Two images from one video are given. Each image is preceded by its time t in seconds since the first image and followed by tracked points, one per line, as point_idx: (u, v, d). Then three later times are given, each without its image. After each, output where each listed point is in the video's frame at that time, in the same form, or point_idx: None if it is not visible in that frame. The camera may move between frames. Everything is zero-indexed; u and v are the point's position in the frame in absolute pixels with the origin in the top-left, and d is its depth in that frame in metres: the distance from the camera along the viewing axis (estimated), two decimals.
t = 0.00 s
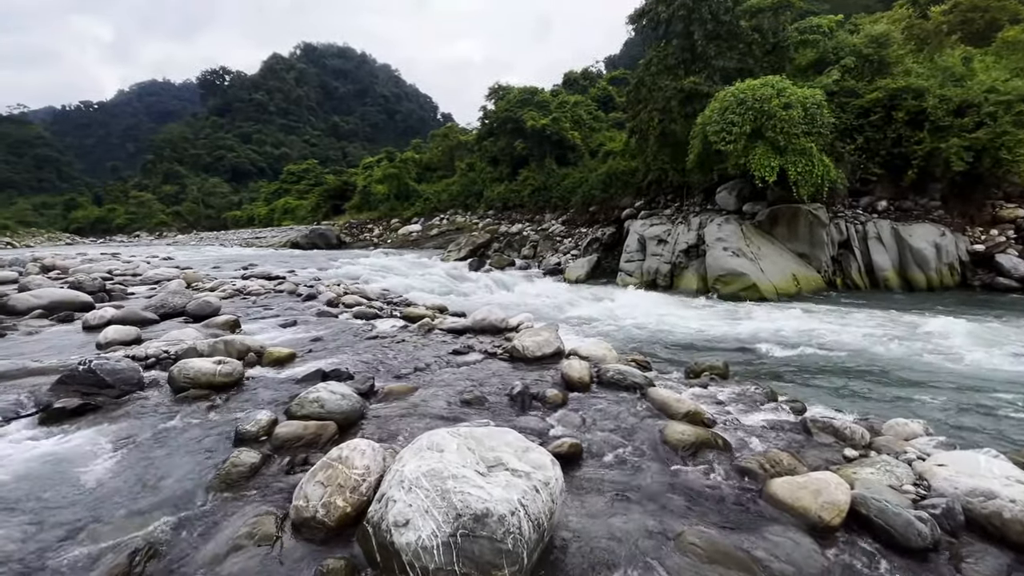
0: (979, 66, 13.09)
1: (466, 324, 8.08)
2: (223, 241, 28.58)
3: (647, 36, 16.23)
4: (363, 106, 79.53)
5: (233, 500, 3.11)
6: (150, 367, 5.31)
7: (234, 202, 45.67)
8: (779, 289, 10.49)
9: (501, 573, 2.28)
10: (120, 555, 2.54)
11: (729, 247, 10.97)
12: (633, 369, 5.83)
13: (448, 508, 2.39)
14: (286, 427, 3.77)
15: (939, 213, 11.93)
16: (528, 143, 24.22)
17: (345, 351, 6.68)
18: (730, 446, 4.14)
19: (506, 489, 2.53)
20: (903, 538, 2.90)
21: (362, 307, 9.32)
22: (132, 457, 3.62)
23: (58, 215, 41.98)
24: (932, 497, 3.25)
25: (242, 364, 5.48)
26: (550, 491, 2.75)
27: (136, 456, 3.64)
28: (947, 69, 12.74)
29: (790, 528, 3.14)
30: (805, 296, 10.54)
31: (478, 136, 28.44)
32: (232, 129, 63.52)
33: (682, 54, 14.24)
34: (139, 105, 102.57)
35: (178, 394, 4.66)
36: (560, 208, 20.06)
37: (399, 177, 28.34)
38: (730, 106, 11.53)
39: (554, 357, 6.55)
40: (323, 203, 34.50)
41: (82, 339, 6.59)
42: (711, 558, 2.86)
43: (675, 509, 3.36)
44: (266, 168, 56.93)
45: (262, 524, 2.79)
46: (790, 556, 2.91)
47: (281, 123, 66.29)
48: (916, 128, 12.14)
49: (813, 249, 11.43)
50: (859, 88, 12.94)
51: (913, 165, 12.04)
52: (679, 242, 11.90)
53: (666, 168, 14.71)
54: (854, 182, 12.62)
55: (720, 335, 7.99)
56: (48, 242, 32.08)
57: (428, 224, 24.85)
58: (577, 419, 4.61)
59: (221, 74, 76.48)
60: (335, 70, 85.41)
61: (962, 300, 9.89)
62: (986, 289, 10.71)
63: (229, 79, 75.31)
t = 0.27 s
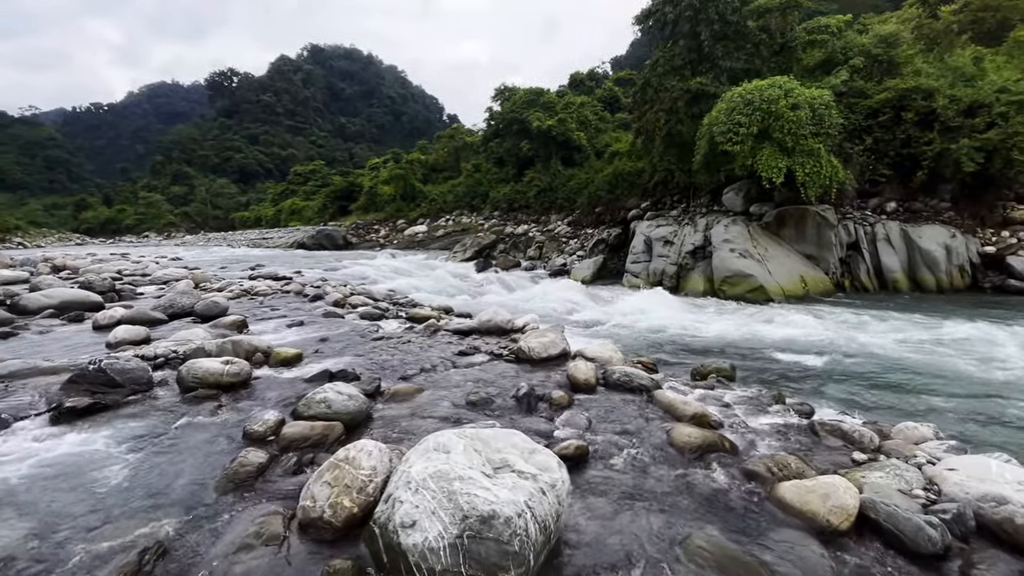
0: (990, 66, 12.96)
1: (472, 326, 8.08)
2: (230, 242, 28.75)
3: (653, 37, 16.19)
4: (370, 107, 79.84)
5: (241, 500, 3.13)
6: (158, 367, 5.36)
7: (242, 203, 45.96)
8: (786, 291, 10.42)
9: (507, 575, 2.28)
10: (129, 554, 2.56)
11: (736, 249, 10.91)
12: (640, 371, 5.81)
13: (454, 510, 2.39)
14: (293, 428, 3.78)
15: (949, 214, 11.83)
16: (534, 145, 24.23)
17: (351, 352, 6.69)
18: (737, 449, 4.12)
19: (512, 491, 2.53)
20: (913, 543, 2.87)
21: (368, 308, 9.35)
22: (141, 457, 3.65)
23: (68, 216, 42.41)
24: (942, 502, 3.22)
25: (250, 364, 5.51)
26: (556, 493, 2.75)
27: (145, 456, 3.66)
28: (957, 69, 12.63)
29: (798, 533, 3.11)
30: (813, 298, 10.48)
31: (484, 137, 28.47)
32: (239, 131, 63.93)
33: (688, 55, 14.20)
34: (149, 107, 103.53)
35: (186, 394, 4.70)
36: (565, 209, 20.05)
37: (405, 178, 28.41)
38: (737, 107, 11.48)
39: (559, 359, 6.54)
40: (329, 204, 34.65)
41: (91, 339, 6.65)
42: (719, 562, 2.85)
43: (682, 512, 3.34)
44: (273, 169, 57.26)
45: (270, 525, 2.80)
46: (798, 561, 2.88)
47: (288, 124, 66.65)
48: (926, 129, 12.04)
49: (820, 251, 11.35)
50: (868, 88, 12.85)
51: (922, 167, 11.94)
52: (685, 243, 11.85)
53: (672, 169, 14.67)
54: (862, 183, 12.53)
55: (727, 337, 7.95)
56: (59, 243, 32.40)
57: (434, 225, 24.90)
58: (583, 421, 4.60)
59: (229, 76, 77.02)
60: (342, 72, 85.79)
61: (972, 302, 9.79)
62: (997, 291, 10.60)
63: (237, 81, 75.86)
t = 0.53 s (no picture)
0: (997, 66, 12.86)
1: (475, 326, 8.09)
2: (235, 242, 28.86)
3: (657, 37, 16.16)
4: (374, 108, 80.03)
5: (244, 499, 3.14)
6: (163, 366, 5.38)
7: (246, 203, 46.14)
8: (790, 292, 10.39)
9: None
10: (134, 552, 2.57)
11: (739, 249, 10.88)
12: (643, 372, 5.81)
13: (457, 510, 2.39)
14: (297, 428, 3.80)
15: (955, 215, 11.76)
16: (537, 145, 24.23)
17: (354, 352, 6.71)
18: (740, 450, 4.11)
19: (515, 492, 2.53)
20: (918, 546, 2.85)
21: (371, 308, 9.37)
22: (146, 455, 3.66)
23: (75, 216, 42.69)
24: (948, 504, 3.20)
25: (254, 364, 5.53)
26: (558, 494, 2.75)
27: (150, 454, 3.68)
28: (963, 69, 12.55)
29: (802, 535, 3.10)
30: (817, 299, 10.44)
31: (488, 138, 28.49)
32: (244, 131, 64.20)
33: (692, 56, 14.19)
34: (154, 108, 104.12)
35: (190, 393, 4.71)
36: (569, 210, 20.04)
37: (409, 178, 28.45)
38: (741, 107, 11.45)
39: (562, 359, 6.54)
40: (333, 204, 34.74)
41: (97, 338, 6.69)
42: (722, 564, 2.84)
43: (685, 513, 3.34)
44: (278, 169, 57.48)
45: (273, 524, 2.81)
46: (801, 564, 2.87)
47: (293, 125, 66.87)
48: (931, 130, 11.98)
49: (825, 252, 11.30)
50: (873, 88, 12.79)
51: (928, 167, 11.87)
52: (689, 244, 11.83)
53: (676, 170, 14.65)
54: (867, 184, 12.48)
55: (731, 338, 7.93)
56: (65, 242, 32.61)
57: (438, 225, 24.93)
58: (586, 422, 4.60)
59: (234, 77, 77.36)
60: (346, 73, 86.04)
61: (978, 304, 9.74)
62: (1003, 293, 10.54)
63: (242, 82, 76.18)
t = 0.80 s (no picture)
0: (999, 67, 12.84)
1: (476, 326, 8.09)
2: (236, 242, 28.88)
3: (659, 38, 16.17)
4: (376, 108, 80.14)
5: (245, 499, 3.14)
6: (165, 366, 5.39)
7: (248, 203, 46.21)
8: (792, 293, 10.37)
9: None
10: (136, 551, 2.57)
11: (741, 250, 10.88)
12: (644, 372, 5.81)
13: (458, 511, 2.39)
14: (298, 427, 3.80)
15: (958, 216, 11.74)
16: (539, 146, 24.25)
17: (355, 352, 6.72)
18: (741, 451, 4.11)
19: (516, 492, 2.53)
20: (920, 547, 2.85)
21: (372, 308, 9.38)
22: (148, 455, 3.68)
23: (76, 216, 42.76)
24: (949, 506, 3.20)
25: (255, 364, 5.54)
26: (559, 495, 2.75)
27: (151, 454, 3.69)
28: (966, 70, 12.53)
29: (804, 536, 3.10)
30: (818, 300, 10.43)
31: (489, 138, 28.51)
32: (246, 132, 64.30)
33: (694, 56, 14.19)
34: (157, 108, 104.36)
35: (192, 393, 4.72)
36: (570, 210, 20.05)
37: (410, 179, 28.47)
38: (742, 107, 11.45)
39: (563, 360, 6.54)
40: (334, 204, 34.77)
41: (99, 338, 6.70)
42: (723, 565, 2.83)
43: (686, 514, 3.34)
44: (279, 170, 57.55)
45: (274, 524, 2.81)
46: (802, 565, 2.87)
47: (294, 125, 66.96)
48: (933, 130, 11.97)
49: (826, 252, 11.28)
50: (875, 89, 12.78)
51: (930, 168, 11.85)
52: (690, 244, 11.82)
53: (677, 170, 14.64)
54: (869, 184, 12.46)
55: (732, 339, 7.93)
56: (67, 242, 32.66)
57: (439, 225, 24.95)
58: (586, 422, 4.60)
59: (236, 77, 77.48)
60: (348, 73, 86.12)
61: (980, 304, 9.73)
62: (1005, 294, 10.53)
63: (244, 82, 76.27)
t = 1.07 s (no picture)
0: (998, 67, 12.84)
1: (475, 326, 8.09)
2: (235, 242, 28.86)
3: (658, 38, 16.17)
4: (375, 108, 80.14)
5: (243, 499, 3.14)
6: (164, 366, 5.39)
7: (247, 203, 46.18)
8: (791, 293, 10.38)
9: None
10: (134, 552, 2.57)
11: (740, 250, 10.89)
12: (643, 372, 5.81)
13: (456, 511, 2.39)
14: (296, 428, 3.79)
15: (957, 216, 11.76)
16: (538, 146, 24.25)
17: (354, 352, 6.72)
18: (740, 451, 4.11)
19: (514, 492, 2.52)
20: (919, 547, 2.85)
21: (371, 308, 9.37)
22: (146, 455, 3.67)
23: (75, 215, 42.69)
24: (947, 506, 3.20)
25: (254, 364, 5.53)
26: (557, 495, 2.74)
27: (150, 454, 3.68)
28: (965, 70, 12.52)
29: (803, 536, 3.10)
30: (817, 300, 10.43)
31: (488, 138, 28.51)
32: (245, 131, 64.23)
33: (693, 56, 14.19)
34: (156, 108, 104.28)
35: (190, 393, 4.72)
36: (569, 210, 20.05)
37: (410, 178, 28.47)
38: (742, 108, 11.45)
39: (562, 360, 6.54)
40: (334, 204, 34.74)
41: (97, 338, 6.69)
42: (722, 565, 2.83)
43: (685, 514, 3.34)
44: (279, 169, 57.53)
45: (273, 524, 2.81)
46: (800, 565, 2.88)
47: (294, 125, 66.93)
48: (932, 130, 11.97)
49: (826, 252, 11.29)
50: (874, 89, 12.77)
51: (929, 168, 11.86)
52: (689, 244, 11.82)
53: (677, 170, 14.65)
54: (868, 185, 12.47)
55: (731, 339, 7.93)
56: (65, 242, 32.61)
57: (438, 225, 24.94)
58: (585, 422, 4.61)
59: (235, 77, 77.42)
60: (347, 73, 86.06)
61: (979, 304, 9.73)
62: (1004, 294, 10.53)
63: (243, 82, 76.23)
